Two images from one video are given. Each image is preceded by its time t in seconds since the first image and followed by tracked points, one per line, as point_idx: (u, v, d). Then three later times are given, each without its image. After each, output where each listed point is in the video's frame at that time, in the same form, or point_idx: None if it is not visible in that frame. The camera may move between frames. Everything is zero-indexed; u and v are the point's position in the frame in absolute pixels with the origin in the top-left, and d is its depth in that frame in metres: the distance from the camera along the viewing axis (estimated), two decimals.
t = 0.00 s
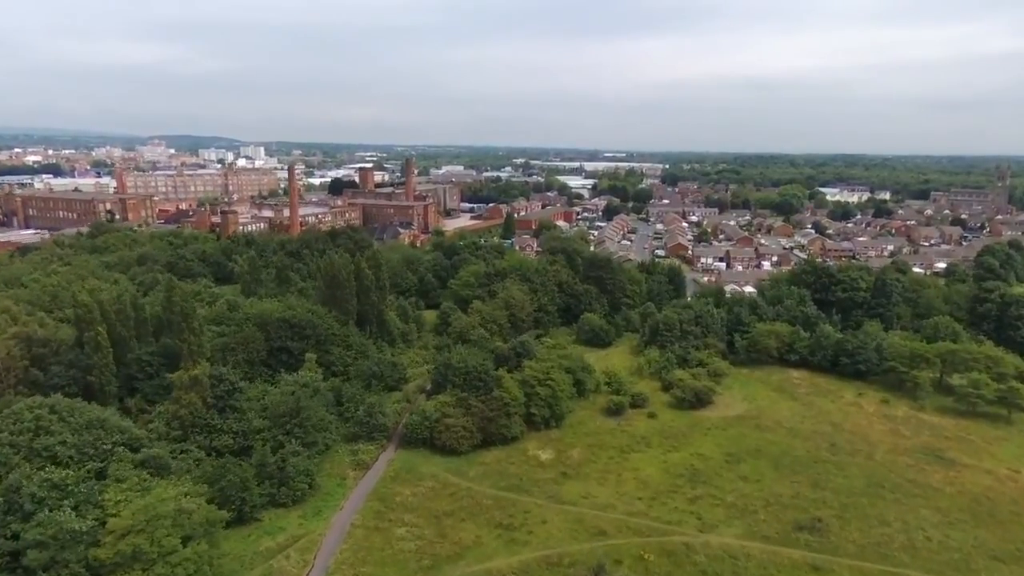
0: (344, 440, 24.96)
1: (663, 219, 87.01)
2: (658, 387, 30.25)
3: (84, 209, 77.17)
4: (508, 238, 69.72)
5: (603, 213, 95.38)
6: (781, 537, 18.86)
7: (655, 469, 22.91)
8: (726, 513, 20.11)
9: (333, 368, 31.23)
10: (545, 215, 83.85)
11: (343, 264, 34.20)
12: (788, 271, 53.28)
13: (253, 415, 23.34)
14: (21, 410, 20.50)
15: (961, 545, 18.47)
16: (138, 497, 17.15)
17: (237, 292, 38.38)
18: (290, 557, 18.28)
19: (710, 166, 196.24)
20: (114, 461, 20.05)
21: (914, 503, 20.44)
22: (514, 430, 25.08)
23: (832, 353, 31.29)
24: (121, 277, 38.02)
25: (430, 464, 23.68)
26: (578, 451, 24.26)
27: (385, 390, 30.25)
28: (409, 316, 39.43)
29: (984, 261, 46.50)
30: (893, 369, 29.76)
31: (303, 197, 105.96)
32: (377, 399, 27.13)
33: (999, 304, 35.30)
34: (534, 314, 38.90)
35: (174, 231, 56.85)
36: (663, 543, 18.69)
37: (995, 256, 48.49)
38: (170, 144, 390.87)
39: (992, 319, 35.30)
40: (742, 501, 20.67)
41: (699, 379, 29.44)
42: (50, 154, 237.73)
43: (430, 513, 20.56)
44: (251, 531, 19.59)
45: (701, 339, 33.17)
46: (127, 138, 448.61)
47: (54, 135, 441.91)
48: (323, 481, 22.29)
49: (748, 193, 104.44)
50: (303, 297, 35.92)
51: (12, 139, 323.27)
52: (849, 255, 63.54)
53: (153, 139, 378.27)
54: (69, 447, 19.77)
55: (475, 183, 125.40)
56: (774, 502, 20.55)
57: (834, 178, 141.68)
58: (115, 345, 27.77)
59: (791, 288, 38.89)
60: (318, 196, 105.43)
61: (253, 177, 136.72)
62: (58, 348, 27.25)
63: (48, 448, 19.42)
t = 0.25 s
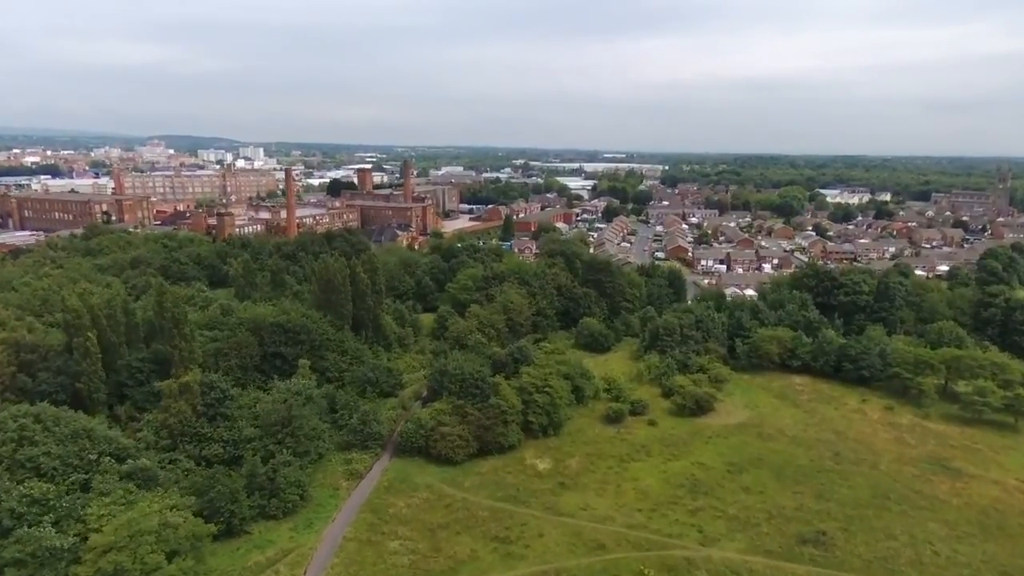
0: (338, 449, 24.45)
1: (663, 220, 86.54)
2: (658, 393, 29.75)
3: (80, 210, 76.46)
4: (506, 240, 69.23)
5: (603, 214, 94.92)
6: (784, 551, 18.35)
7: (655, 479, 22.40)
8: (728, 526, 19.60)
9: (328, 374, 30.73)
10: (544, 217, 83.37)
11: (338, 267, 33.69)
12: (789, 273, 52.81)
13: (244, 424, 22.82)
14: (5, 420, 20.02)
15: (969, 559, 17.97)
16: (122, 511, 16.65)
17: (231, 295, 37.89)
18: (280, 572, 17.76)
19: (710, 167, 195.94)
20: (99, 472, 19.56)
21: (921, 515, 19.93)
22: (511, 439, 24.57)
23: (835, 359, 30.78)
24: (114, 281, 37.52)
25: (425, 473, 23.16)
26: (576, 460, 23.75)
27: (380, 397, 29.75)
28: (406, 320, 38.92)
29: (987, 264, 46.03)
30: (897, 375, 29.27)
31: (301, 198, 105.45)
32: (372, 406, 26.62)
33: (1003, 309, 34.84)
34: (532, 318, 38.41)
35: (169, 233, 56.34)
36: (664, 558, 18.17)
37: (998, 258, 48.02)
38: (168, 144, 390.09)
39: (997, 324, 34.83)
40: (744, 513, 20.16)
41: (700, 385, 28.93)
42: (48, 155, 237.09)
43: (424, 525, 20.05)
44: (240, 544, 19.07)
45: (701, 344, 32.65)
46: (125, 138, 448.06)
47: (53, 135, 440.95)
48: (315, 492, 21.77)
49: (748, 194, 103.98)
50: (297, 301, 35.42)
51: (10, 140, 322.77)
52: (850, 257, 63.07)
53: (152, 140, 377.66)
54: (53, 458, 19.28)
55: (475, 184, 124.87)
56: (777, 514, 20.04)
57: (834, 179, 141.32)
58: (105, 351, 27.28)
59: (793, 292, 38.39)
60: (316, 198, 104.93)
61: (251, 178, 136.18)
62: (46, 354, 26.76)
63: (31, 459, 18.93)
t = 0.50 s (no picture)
0: (331, 457, 23.94)
1: (663, 221, 86.01)
2: (658, 399, 29.25)
3: (76, 211, 75.83)
4: (505, 241, 68.71)
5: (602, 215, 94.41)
6: (788, 565, 17.85)
7: (654, 488, 21.89)
8: (730, 538, 19.10)
9: (323, 379, 30.23)
10: (543, 218, 82.87)
11: (333, 270, 33.18)
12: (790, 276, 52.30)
13: (234, 432, 22.29)
14: None
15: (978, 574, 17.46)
16: (105, 525, 16.16)
17: (226, 299, 37.41)
18: None
19: (711, 166, 195.55)
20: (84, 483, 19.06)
21: (927, 527, 19.43)
22: (508, 446, 24.06)
23: (837, 364, 30.28)
24: (106, 283, 37.03)
25: (419, 483, 22.64)
26: (575, 469, 23.24)
27: (375, 402, 29.25)
28: (402, 323, 38.42)
29: (991, 267, 45.54)
30: (901, 381, 28.76)
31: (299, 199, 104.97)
32: (367, 413, 26.11)
33: (1008, 312, 34.35)
34: (531, 322, 37.90)
35: (164, 234, 55.84)
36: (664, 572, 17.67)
37: (1001, 261, 47.52)
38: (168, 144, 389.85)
39: (1002, 328, 34.32)
40: (747, 525, 19.65)
41: (700, 391, 28.43)
42: (47, 154, 236.59)
43: (418, 537, 19.54)
44: (229, 557, 18.56)
45: (702, 349, 32.12)
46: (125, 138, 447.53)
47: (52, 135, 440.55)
48: (307, 502, 21.26)
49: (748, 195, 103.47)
50: (292, 304, 34.92)
51: (10, 140, 322.67)
52: (852, 259, 62.55)
53: (151, 140, 377.01)
54: (37, 469, 18.79)
55: (474, 184, 124.34)
56: (780, 526, 19.54)
57: (835, 179, 140.81)
58: (94, 356, 26.77)
59: (795, 295, 37.87)
60: (314, 198, 104.42)
61: (249, 178, 135.62)
62: (34, 359, 26.26)
63: (14, 469, 18.45)
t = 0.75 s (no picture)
0: (325, 466, 23.46)
1: (663, 223, 85.53)
2: (658, 406, 28.74)
3: (73, 212, 75.32)
4: (504, 243, 68.24)
5: (602, 217, 93.90)
6: None
7: (655, 499, 21.38)
8: (732, 552, 18.59)
9: (317, 385, 29.75)
10: (543, 220, 82.39)
11: (329, 274, 32.69)
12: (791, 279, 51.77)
13: (224, 441, 21.80)
14: None
15: None
16: (86, 541, 15.67)
17: (220, 303, 36.95)
18: None
19: (712, 168, 195.15)
20: (69, 495, 18.60)
21: (935, 541, 18.91)
22: (505, 455, 23.56)
23: (841, 370, 29.78)
24: (99, 287, 36.58)
25: (413, 493, 22.16)
26: (573, 479, 22.74)
27: (371, 409, 28.75)
28: (399, 327, 37.93)
29: (994, 270, 45.02)
30: (905, 388, 28.24)
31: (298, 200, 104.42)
32: (361, 420, 25.62)
33: (1013, 318, 33.84)
34: (529, 326, 37.40)
35: (161, 236, 55.37)
36: None
37: (1005, 264, 46.98)
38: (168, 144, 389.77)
39: (1007, 333, 33.81)
40: (749, 538, 19.14)
41: (701, 398, 27.94)
42: (46, 155, 236.19)
43: (411, 551, 19.04)
44: (217, 571, 18.07)
45: (703, 354, 31.58)
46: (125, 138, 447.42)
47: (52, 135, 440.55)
48: (299, 513, 20.76)
49: (749, 197, 102.94)
50: (287, 308, 34.42)
51: (9, 141, 322.10)
52: (854, 262, 62.00)
53: (151, 141, 376.61)
54: (19, 480, 18.33)
55: (474, 186, 123.73)
56: (783, 540, 19.03)
57: (836, 181, 140.23)
58: (84, 362, 26.27)
59: (797, 300, 37.34)
60: (313, 199, 103.94)
61: (248, 180, 135.06)
62: (23, 366, 25.82)
63: None
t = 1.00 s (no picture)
0: (317, 475, 22.98)
1: (664, 225, 85.04)
2: (658, 412, 28.25)
3: (69, 213, 74.78)
4: (503, 245, 67.75)
5: (602, 218, 93.40)
6: None
7: (654, 510, 20.89)
8: (733, 566, 18.09)
9: (312, 391, 29.27)
10: (542, 221, 81.93)
11: (323, 278, 32.19)
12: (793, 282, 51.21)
13: (214, 450, 21.29)
14: None
15: None
16: (67, 557, 15.18)
17: (214, 306, 36.47)
18: None
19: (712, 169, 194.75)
20: (53, 507, 18.14)
21: (942, 555, 18.41)
22: (502, 464, 23.07)
23: (844, 376, 29.27)
24: (92, 291, 36.10)
25: (408, 504, 21.67)
26: (571, 489, 22.24)
27: (366, 415, 28.27)
28: (396, 331, 37.43)
29: (999, 273, 44.49)
30: (910, 395, 27.74)
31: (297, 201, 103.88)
32: (355, 427, 25.13)
33: (1019, 322, 33.29)
34: (527, 330, 36.89)
35: (156, 238, 54.88)
36: None
37: (1009, 267, 46.46)
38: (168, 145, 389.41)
39: (1012, 338, 33.27)
40: (751, 552, 18.64)
41: (702, 405, 27.43)
42: (45, 155, 235.62)
43: (404, 564, 18.55)
44: None
45: (704, 359, 31.08)
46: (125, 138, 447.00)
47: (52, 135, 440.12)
48: (290, 524, 20.29)
49: (750, 198, 102.40)
50: (281, 312, 33.92)
51: (8, 141, 321.32)
52: (855, 264, 61.47)
53: (151, 141, 375.96)
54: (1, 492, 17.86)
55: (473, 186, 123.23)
56: (786, 553, 18.54)
57: (837, 182, 139.73)
58: (73, 368, 25.81)
59: (799, 303, 36.83)
60: (312, 200, 103.44)
61: (247, 180, 134.49)
62: (9, 371, 25.34)
63: None
